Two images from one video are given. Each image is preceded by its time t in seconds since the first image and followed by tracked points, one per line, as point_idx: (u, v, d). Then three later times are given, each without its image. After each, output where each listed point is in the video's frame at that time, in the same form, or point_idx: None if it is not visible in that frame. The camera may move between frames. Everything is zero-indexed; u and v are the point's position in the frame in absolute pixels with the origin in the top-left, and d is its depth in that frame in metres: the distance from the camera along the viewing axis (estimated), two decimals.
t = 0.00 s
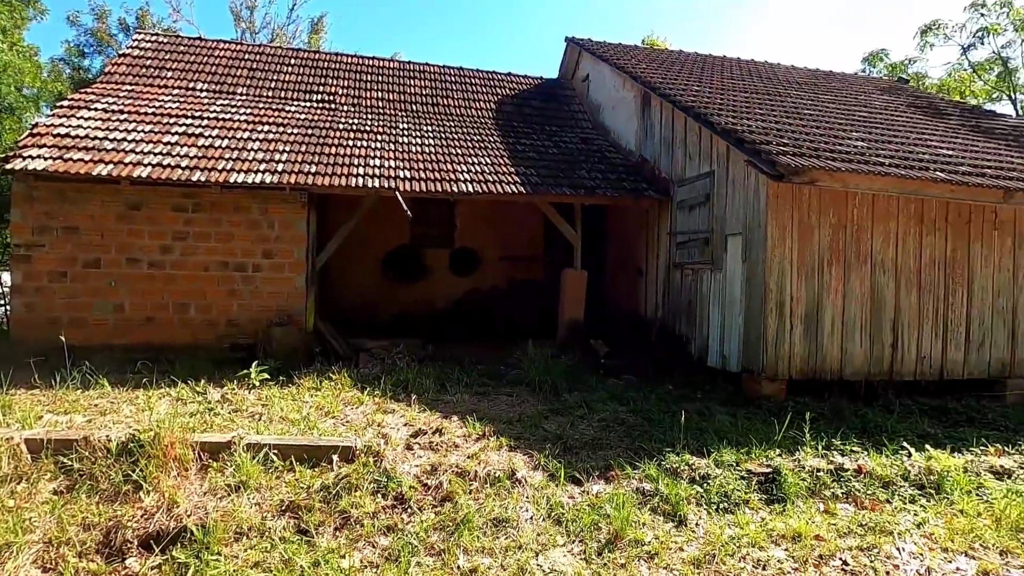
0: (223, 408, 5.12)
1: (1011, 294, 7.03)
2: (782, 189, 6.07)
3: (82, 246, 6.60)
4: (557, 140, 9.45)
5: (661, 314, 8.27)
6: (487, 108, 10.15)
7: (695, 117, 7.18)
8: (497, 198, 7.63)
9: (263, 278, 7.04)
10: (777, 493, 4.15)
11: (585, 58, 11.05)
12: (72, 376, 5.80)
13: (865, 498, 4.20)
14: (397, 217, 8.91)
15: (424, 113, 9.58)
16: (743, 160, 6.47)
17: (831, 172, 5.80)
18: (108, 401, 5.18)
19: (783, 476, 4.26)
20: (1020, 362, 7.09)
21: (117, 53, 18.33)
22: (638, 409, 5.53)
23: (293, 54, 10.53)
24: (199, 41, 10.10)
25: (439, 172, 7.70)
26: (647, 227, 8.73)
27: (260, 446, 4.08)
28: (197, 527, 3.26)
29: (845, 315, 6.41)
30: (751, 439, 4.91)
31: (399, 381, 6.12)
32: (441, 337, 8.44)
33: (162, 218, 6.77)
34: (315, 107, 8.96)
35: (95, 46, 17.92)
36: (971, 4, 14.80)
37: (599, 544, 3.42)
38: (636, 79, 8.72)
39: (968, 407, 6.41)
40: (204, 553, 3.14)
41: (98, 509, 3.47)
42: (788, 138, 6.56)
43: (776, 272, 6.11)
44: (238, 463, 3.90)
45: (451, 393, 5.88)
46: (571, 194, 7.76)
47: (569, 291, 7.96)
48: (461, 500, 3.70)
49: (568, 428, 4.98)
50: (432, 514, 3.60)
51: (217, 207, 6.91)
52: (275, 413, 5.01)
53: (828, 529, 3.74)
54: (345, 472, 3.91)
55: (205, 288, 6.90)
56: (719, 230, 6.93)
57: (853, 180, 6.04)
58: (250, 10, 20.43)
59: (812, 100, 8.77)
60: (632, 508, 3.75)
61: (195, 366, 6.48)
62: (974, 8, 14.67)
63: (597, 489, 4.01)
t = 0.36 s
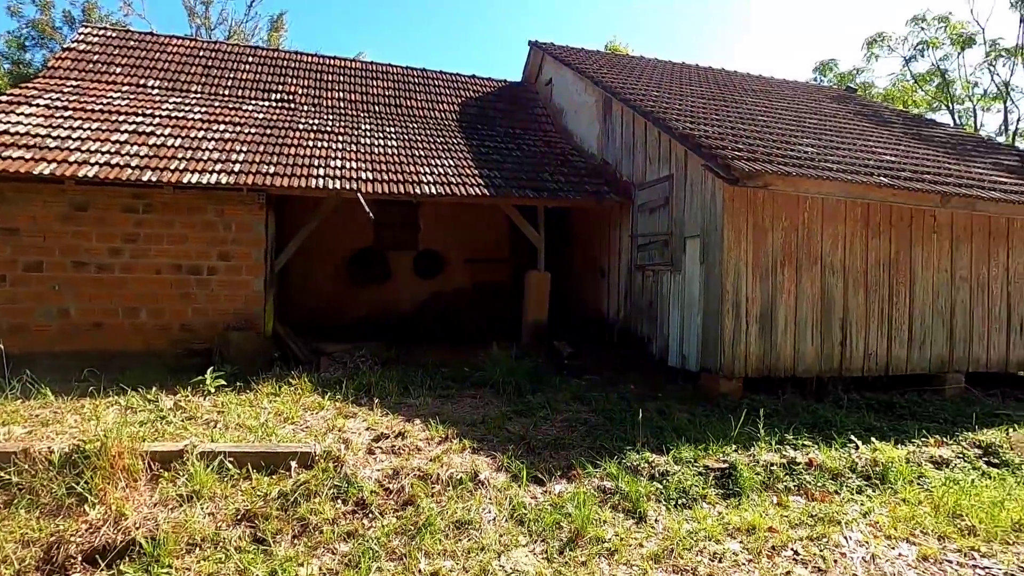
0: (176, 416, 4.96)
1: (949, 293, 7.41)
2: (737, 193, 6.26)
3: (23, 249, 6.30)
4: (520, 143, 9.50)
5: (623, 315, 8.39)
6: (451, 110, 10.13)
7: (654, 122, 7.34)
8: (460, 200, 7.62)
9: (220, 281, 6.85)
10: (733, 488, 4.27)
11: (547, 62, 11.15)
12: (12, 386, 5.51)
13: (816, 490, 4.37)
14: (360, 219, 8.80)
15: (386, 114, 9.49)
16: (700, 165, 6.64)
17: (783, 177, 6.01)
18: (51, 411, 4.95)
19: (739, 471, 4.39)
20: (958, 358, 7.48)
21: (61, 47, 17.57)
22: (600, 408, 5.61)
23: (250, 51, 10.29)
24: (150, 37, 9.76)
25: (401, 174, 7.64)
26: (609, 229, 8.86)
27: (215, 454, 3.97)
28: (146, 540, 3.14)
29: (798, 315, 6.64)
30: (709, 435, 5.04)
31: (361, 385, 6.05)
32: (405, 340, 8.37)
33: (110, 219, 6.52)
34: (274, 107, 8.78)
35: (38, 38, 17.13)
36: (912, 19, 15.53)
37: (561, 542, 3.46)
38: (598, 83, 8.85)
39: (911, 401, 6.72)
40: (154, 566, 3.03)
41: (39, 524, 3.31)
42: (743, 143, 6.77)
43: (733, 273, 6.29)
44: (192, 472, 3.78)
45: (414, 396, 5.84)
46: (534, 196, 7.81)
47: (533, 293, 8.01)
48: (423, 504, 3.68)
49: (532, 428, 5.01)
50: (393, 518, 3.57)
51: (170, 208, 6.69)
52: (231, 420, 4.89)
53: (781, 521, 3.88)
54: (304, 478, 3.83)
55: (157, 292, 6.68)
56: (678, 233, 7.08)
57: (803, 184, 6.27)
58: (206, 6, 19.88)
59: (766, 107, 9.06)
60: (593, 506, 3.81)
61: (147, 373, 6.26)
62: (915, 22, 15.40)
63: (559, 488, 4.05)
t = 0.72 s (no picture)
0: (155, 422, 4.88)
1: (923, 293, 7.59)
2: (717, 195, 6.35)
3: None
4: (503, 145, 9.51)
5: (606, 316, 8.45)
6: (434, 113, 10.12)
7: (636, 125, 7.41)
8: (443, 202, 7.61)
9: (200, 284, 6.76)
10: (715, 486, 4.33)
11: (530, 65, 11.21)
12: None
13: (795, 487, 4.45)
14: (342, 221, 8.76)
15: (369, 115, 9.45)
16: (681, 167, 6.72)
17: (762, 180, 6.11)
18: (25, 418, 4.84)
19: (721, 470, 4.45)
20: (932, 356, 7.66)
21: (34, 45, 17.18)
22: (584, 409, 5.64)
23: (230, 52, 10.18)
24: (127, 36, 9.61)
25: (385, 176, 7.62)
26: (592, 231, 8.92)
27: (195, 459, 3.93)
28: (125, 548, 3.09)
29: (777, 314, 6.76)
30: (692, 435, 5.09)
31: (344, 388, 6.01)
32: (388, 343, 8.34)
33: (86, 222, 6.41)
34: (254, 108, 8.69)
35: (11, 36, 16.76)
36: (885, 26, 15.87)
37: (546, 543, 3.47)
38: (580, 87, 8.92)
39: (886, 398, 6.87)
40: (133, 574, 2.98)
41: (14, 533, 3.23)
42: (723, 146, 6.86)
43: (714, 274, 6.38)
44: (172, 478, 3.73)
45: (398, 399, 5.81)
46: (517, 199, 7.84)
47: (517, 295, 8.04)
48: (408, 507, 3.68)
49: (516, 430, 5.02)
50: (378, 522, 3.56)
51: (147, 210, 6.59)
52: (212, 425, 4.83)
53: (762, 518, 3.94)
54: (287, 482, 3.80)
55: (135, 296, 6.57)
56: (660, 234, 7.16)
57: (782, 187, 6.38)
58: (185, 5, 19.61)
59: (745, 111, 9.20)
60: (578, 506, 3.83)
61: (125, 379, 6.15)
62: (889, 29, 15.74)
63: (544, 489, 4.07)
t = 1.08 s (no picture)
0: (174, 423, 4.95)
1: (938, 293, 7.53)
2: (729, 196, 6.34)
3: (17, 257, 6.26)
4: (513, 147, 9.54)
5: (618, 318, 8.44)
6: (444, 115, 10.17)
7: (647, 126, 7.42)
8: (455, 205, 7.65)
9: (215, 287, 6.84)
10: (730, 488, 4.33)
11: (540, 67, 11.23)
12: (6, 394, 5.47)
13: (811, 489, 4.43)
14: (354, 224, 8.82)
15: (381, 119, 9.52)
16: (693, 168, 6.72)
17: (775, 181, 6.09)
18: (47, 419, 4.92)
19: (736, 471, 4.45)
20: (947, 357, 7.59)
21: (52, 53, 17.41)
22: (598, 411, 5.64)
23: (243, 57, 10.28)
24: (142, 42, 9.73)
25: (397, 179, 7.66)
26: (603, 232, 8.92)
27: (215, 460, 3.97)
28: (148, 547, 3.13)
29: (791, 315, 6.73)
30: (706, 436, 5.09)
31: (359, 390, 6.06)
32: (400, 345, 8.38)
33: (104, 225, 6.50)
34: (268, 112, 8.78)
35: (29, 44, 17.01)
36: (898, 25, 15.76)
37: (562, 544, 3.49)
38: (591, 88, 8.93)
39: (902, 400, 6.81)
40: (157, 572, 3.02)
41: (40, 532, 3.29)
42: (735, 147, 6.85)
43: (726, 275, 6.36)
44: (193, 479, 3.78)
45: (412, 401, 5.85)
46: (529, 201, 7.86)
47: (528, 296, 8.05)
48: (425, 507, 3.70)
49: (530, 431, 5.04)
50: (395, 522, 3.59)
51: (164, 214, 6.67)
52: (229, 426, 4.88)
53: (779, 520, 3.93)
54: (305, 483, 3.84)
55: (152, 299, 6.65)
56: (672, 236, 7.15)
57: (795, 187, 6.36)
58: (197, 11, 19.81)
59: (756, 111, 9.17)
60: (594, 508, 3.84)
61: (142, 381, 6.23)
62: (901, 28, 15.63)
63: (559, 490, 4.08)
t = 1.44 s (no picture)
0: (196, 423, 5.01)
1: (955, 296, 7.49)
2: (744, 198, 6.34)
3: (39, 259, 6.36)
4: (526, 150, 9.58)
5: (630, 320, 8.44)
6: (457, 118, 10.22)
7: (661, 129, 7.43)
8: (469, 207, 7.69)
9: (233, 289, 6.92)
10: (748, 489, 4.33)
11: (551, 70, 11.27)
12: (31, 394, 5.56)
13: (830, 491, 4.43)
14: (368, 226, 8.87)
15: (394, 122, 9.58)
16: (707, 171, 6.72)
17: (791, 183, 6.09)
18: (72, 418, 5.00)
19: (754, 473, 4.45)
20: (964, 360, 7.54)
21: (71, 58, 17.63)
22: (613, 412, 5.65)
23: (258, 61, 10.39)
24: (159, 47, 9.87)
25: (411, 182, 7.72)
26: (615, 234, 8.93)
27: (239, 459, 4.03)
28: (177, 544, 3.18)
29: (805, 317, 6.71)
30: (723, 438, 5.09)
31: (375, 391, 6.10)
32: (414, 347, 8.42)
33: (125, 228, 6.59)
34: (283, 116, 8.87)
35: (48, 49, 17.24)
36: (911, 25, 15.67)
37: (583, 544, 3.51)
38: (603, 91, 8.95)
39: (918, 403, 6.79)
40: (186, 569, 3.08)
41: (71, 529, 3.36)
42: (749, 149, 6.85)
43: (741, 277, 6.36)
44: (218, 477, 3.84)
45: (428, 402, 5.89)
46: (542, 203, 7.89)
47: (541, 299, 8.08)
48: (446, 507, 3.73)
49: (547, 432, 5.07)
50: (417, 521, 3.62)
51: (183, 216, 6.76)
52: (250, 426, 4.94)
53: (798, 522, 3.93)
54: (328, 482, 3.88)
55: (171, 300, 6.74)
56: (686, 238, 7.16)
57: (810, 190, 6.35)
58: (211, 16, 20.00)
59: (769, 113, 9.17)
60: (613, 508, 3.86)
61: (162, 381, 6.31)
62: (914, 28, 15.54)
63: (578, 491, 4.10)
